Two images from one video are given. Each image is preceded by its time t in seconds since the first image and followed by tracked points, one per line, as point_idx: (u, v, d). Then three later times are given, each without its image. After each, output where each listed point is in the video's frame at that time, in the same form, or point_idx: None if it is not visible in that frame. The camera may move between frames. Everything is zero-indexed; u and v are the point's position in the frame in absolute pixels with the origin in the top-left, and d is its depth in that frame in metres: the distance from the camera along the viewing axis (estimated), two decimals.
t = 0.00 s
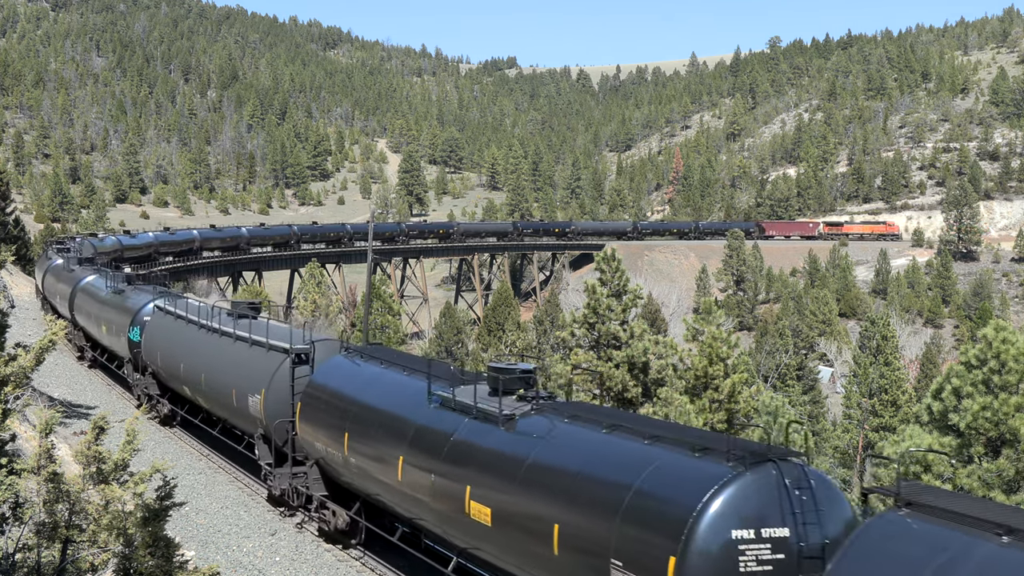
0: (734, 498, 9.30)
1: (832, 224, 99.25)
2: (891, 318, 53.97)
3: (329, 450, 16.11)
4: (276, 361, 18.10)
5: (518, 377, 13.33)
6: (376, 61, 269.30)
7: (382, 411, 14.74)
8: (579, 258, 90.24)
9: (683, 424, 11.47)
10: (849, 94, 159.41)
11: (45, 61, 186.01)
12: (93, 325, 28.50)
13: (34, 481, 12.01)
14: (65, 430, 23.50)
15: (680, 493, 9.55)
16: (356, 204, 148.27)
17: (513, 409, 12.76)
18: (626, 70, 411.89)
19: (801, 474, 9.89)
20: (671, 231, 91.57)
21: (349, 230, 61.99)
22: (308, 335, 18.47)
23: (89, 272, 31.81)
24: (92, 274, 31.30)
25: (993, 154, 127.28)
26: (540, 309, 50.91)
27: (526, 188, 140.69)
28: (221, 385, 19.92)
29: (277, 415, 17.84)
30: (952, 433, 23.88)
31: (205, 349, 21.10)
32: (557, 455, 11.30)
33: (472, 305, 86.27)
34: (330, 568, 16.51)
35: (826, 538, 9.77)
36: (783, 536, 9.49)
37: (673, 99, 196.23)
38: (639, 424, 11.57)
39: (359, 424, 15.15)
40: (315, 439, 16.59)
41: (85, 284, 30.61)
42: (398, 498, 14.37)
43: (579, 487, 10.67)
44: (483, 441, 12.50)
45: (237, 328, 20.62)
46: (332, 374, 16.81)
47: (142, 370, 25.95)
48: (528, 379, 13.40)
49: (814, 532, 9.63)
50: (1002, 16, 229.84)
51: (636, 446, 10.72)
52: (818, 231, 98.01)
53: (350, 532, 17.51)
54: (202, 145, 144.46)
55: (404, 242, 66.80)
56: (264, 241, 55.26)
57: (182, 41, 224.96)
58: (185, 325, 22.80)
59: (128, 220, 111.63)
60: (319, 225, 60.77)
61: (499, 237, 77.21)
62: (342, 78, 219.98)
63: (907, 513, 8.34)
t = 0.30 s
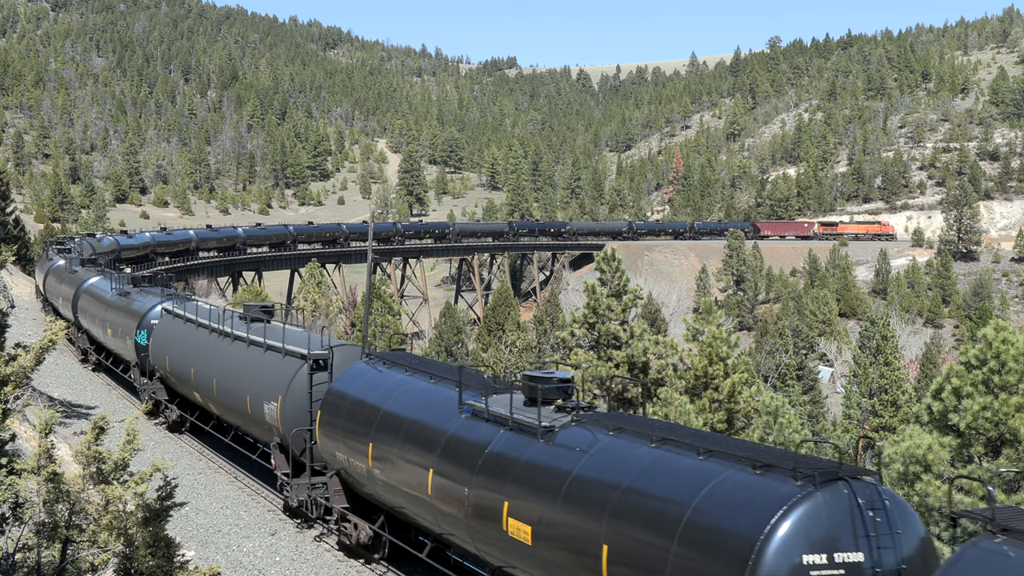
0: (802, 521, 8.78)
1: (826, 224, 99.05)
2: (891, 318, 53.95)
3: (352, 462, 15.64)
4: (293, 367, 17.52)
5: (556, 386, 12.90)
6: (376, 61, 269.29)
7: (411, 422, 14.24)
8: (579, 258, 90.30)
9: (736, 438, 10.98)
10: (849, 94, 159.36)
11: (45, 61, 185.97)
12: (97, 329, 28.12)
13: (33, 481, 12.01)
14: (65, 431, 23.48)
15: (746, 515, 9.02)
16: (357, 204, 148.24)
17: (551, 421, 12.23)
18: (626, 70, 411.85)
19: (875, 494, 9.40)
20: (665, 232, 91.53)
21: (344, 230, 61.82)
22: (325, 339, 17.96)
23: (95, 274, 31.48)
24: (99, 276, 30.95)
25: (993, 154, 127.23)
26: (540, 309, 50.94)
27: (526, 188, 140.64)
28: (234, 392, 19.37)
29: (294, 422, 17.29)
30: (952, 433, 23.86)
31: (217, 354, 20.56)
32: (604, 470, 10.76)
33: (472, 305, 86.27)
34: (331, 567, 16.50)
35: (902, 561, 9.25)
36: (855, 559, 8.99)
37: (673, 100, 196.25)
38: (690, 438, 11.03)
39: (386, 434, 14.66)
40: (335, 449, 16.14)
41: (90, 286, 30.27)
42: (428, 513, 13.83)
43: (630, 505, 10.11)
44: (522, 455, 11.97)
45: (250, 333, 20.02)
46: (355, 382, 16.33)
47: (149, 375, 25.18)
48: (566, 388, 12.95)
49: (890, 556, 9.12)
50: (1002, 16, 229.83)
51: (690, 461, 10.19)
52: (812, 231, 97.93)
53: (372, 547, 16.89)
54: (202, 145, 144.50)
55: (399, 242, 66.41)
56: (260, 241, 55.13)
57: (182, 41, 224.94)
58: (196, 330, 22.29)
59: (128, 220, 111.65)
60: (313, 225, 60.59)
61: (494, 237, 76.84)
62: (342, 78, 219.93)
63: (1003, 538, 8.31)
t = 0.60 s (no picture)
0: (881, 547, 7.75)
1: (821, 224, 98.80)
2: (891, 318, 53.96)
3: (376, 473, 14.59)
4: (313, 373, 16.51)
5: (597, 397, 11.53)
6: (376, 61, 269.37)
7: (440, 433, 13.12)
8: (579, 258, 90.34)
9: (805, 456, 9.87)
10: (849, 94, 159.30)
11: (45, 61, 185.86)
12: (102, 332, 27.67)
13: (33, 481, 12.00)
14: (64, 431, 23.48)
15: (820, 542, 8.04)
16: (356, 204, 148.29)
17: (597, 432, 11.10)
18: (626, 70, 411.99)
19: (960, 516, 8.34)
20: (659, 232, 91.22)
21: (339, 230, 61.57)
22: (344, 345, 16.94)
23: (99, 276, 31.05)
24: (104, 278, 30.51)
25: (993, 154, 127.19)
26: (540, 309, 50.89)
27: (526, 188, 140.70)
28: (248, 399, 18.45)
29: (311, 433, 16.26)
30: (952, 433, 23.82)
31: (229, 361, 19.63)
32: (659, 486, 9.66)
33: (472, 305, 86.34)
34: (330, 568, 16.48)
35: None
36: None
37: (673, 100, 196.24)
38: (741, 452, 10.06)
39: (411, 445, 13.59)
40: (357, 461, 15.16)
41: (95, 288, 29.85)
42: (460, 532, 12.74)
43: (688, 528, 9.07)
44: (564, 469, 10.86)
45: (265, 338, 19.15)
46: (376, 391, 15.26)
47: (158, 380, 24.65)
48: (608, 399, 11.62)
49: None
50: (1002, 16, 229.89)
51: (754, 479, 9.16)
52: (807, 231, 97.75)
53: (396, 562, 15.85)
54: (202, 145, 144.54)
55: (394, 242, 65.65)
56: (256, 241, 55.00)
57: (182, 41, 224.93)
58: (206, 334, 21.34)
59: (128, 220, 111.67)
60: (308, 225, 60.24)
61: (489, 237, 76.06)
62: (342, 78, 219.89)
63: None
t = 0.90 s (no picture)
0: None
1: (816, 224, 98.79)
2: (891, 318, 53.94)
3: (404, 487, 14.01)
4: (333, 380, 15.89)
5: (642, 407, 10.76)
6: (376, 61, 269.49)
7: (474, 444, 12.54)
8: (579, 258, 90.41)
9: (872, 472, 9.30)
10: (849, 94, 159.24)
11: (45, 61, 186.01)
12: (108, 336, 27.37)
13: (33, 481, 12.00)
14: (65, 431, 23.49)
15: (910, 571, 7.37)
16: (357, 204, 148.31)
17: (646, 446, 10.56)
18: (626, 70, 411.93)
19: None
20: (655, 232, 91.01)
21: (335, 229, 61.40)
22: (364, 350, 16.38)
23: (104, 278, 30.82)
24: (110, 280, 30.24)
25: (993, 154, 127.10)
26: (540, 308, 50.87)
27: (526, 188, 140.73)
28: (264, 406, 17.88)
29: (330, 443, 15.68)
30: (951, 433, 23.86)
31: (243, 366, 19.06)
32: (716, 505, 9.12)
33: (472, 305, 86.39)
34: (330, 568, 16.49)
35: None
36: None
37: (673, 99, 196.29)
38: (813, 470, 9.43)
39: (442, 456, 13.03)
40: (383, 474, 14.56)
41: (101, 291, 29.59)
42: (494, 551, 12.17)
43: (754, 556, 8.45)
44: (610, 484, 10.27)
45: (279, 343, 18.59)
46: (403, 400, 14.67)
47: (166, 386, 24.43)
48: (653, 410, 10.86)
49: None
50: (1002, 16, 230.05)
51: (827, 501, 8.54)
52: (802, 231, 97.74)
53: None
54: (202, 145, 144.62)
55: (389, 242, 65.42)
56: (252, 241, 54.92)
57: (182, 41, 225.00)
58: (220, 338, 20.77)
59: (128, 220, 111.72)
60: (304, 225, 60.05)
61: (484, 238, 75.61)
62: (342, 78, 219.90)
63: None
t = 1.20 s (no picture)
0: None
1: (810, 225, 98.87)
2: (891, 317, 53.90)
3: (434, 501, 13.42)
4: (356, 387, 15.36)
5: (694, 419, 10.43)
6: (376, 61, 269.57)
7: (512, 456, 12.00)
8: (579, 258, 90.38)
9: (935, 490, 9.01)
10: (849, 94, 159.21)
11: (45, 61, 186.05)
12: (114, 340, 26.83)
13: (34, 481, 12.01)
14: (65, 431, 23.52)
15: None
16: (356, 204, 148.34)
17: (702, 462, 10.12)
18: (626, 70, 411.85)
19: None
20: (649, 232, 90.70)
21: (330, 230, 61.33)
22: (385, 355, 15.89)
23: (109, 281, 30.30)
24: (116, 283, 29.70)
25: (993, 154, 127.07)
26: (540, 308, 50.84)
27: (526, 188, 140.71)
28: (280, 414, 17.29)
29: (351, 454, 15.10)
30: (952, 433, 23.81)
31: (258, 372, 18.49)
32: (785, 530, 8.66)
33: (472, 305, 86.40)
34: (330, 568, 16.50)
35: None
36: None
37: (673, 99, 196.33)
38: (881, 489, 9.08)
39: (474, 471, 12.51)
40: (410, 487, 14.01)
41: (106, 294, 29.04)
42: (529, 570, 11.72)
43: None
44: (667, 504, 9.75)
45: (296, 348, 18.01)
46: (431, 408, 14.14)
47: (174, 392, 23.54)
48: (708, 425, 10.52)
49: None
50: (1002, 16, 230.12)
51: (903, 523, 8.15)
52: (797, 231, 97.71)
53: None
54: (202, 145, 144.68)
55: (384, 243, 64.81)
56: (249, 241, 54.76)
57: (182, 41, 225.15)
58: (233, 343, 20.20)
59: (128, 220, 111.76)
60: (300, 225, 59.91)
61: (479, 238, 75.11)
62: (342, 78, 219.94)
63: None
